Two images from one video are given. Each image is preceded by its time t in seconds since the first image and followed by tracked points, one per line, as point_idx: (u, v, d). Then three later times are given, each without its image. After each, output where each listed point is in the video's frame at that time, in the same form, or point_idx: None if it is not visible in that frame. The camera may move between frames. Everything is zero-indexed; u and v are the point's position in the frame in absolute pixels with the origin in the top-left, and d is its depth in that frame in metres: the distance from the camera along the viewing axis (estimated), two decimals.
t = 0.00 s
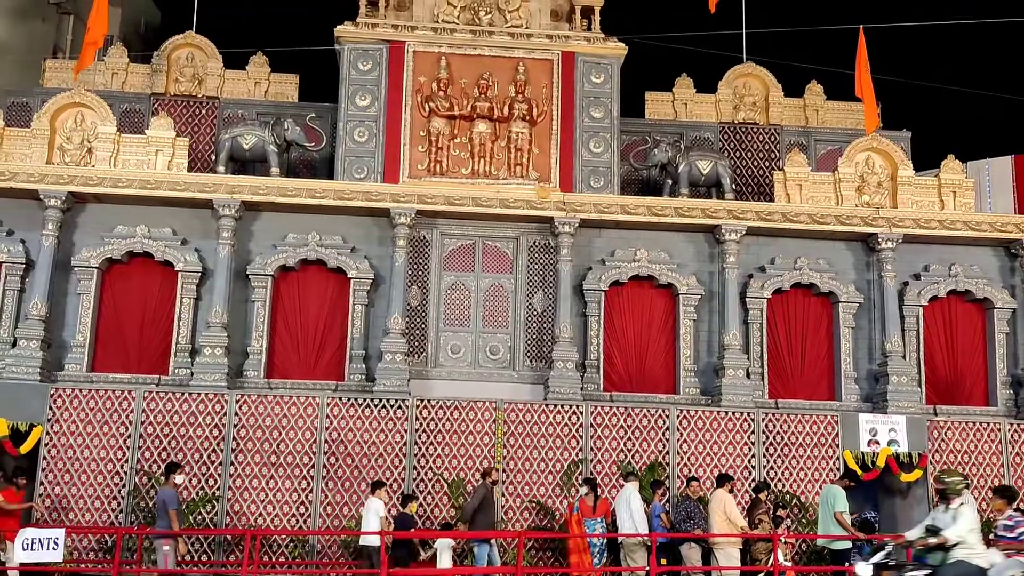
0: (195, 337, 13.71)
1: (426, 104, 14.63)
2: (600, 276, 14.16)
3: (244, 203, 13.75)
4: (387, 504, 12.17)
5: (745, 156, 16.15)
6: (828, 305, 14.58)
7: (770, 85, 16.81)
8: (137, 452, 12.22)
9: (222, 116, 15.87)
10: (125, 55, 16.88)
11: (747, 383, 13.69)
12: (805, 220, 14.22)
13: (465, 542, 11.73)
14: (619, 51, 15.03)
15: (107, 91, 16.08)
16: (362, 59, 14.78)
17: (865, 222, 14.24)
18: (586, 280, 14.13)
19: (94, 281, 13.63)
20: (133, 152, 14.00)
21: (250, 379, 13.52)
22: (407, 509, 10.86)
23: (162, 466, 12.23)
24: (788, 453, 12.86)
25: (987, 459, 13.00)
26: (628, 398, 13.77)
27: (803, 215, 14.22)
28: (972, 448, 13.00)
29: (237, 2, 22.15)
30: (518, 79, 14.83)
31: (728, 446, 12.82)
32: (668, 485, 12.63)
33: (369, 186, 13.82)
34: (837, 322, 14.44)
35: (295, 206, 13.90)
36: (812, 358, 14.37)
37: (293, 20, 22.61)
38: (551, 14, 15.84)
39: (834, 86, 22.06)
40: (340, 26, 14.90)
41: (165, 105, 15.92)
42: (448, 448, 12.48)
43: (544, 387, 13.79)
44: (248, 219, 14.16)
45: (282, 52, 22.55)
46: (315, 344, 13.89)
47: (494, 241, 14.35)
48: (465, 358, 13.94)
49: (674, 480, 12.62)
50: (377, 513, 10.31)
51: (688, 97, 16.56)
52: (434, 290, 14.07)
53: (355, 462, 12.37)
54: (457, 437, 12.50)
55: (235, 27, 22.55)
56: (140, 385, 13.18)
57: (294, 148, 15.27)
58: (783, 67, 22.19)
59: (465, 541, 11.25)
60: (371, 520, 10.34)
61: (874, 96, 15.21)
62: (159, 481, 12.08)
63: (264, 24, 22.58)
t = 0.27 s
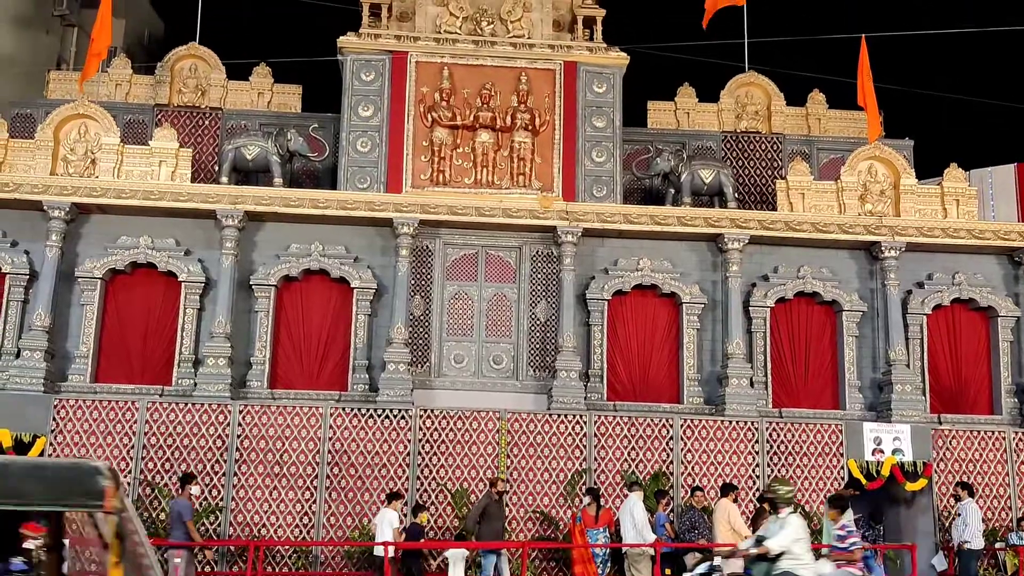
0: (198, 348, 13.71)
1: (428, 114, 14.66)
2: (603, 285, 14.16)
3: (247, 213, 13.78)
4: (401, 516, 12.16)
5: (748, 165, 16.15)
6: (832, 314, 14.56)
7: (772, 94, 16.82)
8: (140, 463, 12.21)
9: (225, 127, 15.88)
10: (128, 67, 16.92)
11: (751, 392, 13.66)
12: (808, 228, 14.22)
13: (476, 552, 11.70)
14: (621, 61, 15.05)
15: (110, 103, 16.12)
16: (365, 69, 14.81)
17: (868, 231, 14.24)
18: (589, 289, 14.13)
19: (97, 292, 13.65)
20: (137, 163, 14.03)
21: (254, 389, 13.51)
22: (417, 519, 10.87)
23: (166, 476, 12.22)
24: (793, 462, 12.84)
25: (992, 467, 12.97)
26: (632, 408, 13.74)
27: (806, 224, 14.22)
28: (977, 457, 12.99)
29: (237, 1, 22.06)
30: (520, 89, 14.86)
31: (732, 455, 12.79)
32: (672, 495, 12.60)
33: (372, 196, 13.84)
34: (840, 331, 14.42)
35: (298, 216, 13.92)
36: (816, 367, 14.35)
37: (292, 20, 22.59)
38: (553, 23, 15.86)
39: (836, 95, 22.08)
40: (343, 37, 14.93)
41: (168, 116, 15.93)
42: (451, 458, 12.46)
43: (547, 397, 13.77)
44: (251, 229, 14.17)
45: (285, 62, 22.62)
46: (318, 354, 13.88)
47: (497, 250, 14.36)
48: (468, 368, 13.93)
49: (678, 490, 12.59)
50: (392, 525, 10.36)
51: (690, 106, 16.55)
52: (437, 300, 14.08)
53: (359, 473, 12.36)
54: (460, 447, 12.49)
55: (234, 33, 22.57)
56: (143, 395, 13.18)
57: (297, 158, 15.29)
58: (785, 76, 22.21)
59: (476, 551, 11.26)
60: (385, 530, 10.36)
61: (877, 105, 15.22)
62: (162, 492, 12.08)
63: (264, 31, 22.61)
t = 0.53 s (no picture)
0: (201, 358, 13.71)
1: (431, 124, 14.68)
2: (605, 294, 14.15)
3: (250, 224, 13.79)
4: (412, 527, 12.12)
5: (750, 175, 16.17)
6: (835, 323, 14.55)
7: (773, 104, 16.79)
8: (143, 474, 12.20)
9: (228, 137, 15.98)
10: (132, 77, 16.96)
11: (754, 401, 13.64)
12: (810, 237, 14.23)
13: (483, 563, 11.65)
14: (623, 71, 15.08)
15: (113, 113, 16.16)
16: (367, 80, 14.85)
17: (870, 240, 14.24)
18: (592, 298, 14.12)
19: (100, 302, 13.66)
20: (140, 174, 14.06)
21: (256, 400, 13.49)
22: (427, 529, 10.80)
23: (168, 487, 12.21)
24: (796, 471, 12.81)
25: (996, 476, 12.94)
26: (635, 417, 13.72)
27: (808, 233, 14.22)
28: (981, 466, 12.96)
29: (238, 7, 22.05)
30: (522, 99, 14.88)
31: (736, 464, 12.76)
32: (675, 505, 12.57)
33: (374, 206, 13.85)
34: (843, 340, 14.41)
35: (300, 226, 13.93)
36: (819, 377, 14.32)
37: (293, 26, 22.63)
38: (555, 33, 15.90)
39: (838, 104, 22.12)
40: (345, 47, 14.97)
41: (171, 127, 15.98)
42: (454, 468, 12.44)
43: (550, 406, 13.76)
44: (254, 239, 14.19)
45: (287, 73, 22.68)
46: (320, 365, 13.88)
47: (499, 260, 14.37)
48: (471, 378, 13.91)
49: (681, 500, 12.56)
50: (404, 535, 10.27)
51: (691, 115, 16.55)
52: (439, 310, 14.08)
53: (361, 483, 12.34)
54: (463, 457, 12.47)
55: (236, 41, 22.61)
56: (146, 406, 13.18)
57: (299, 168, 15.31)
58: (787, 85, 22.25)
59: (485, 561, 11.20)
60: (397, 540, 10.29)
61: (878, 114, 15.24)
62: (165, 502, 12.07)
63: (265, 38, 22.66)
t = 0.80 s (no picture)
0: (202, 369, 13.70)
1: (432, 135, 14.70)
2: (607, 303, 14.14)
3: (252, 234, 13.81)
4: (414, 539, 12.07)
5: (752, 184, 16.18)
6: (837, 332, 14.54)
7: (774, 114, 16.89)
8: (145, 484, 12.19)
9: (230, 148, 15.97)
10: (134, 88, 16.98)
11: (756, 411, 13.62)
12: (812, 246, 14.23)
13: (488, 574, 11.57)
14: (624, 81, 15.12)
15: (115, 124, 16.19)
16: (370, 90, 14.89)
17: (872, 249, 14.24)
18: (594, 308, 14.11)
19: (103, 313, 13.67)
20: (142, 185, 14.08)
21: (258, 410, 13.47)
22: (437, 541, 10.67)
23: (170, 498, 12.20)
24: (799, 481, 12.78)
25: (1000, 486, 12.91)
26: (637, 427, 13.69)
27: (810, 242, 14.22)
28: (984, 475, 12.94)
29: (241, 18, 22.16)
30: (524, 108, 14.91)
31: (738, 474, 12.74)
32: (678, 515, 12.54)
33: (377, 216, 13.86)
34: (846, 349, 14.39)
35: (302, 236, 13.95)
36: (823, 386, 14.30)
37: (295, 38, 22.73)
38: (556, 44, 15.95)
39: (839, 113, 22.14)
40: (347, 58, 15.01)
41: (172, 137, 16.02)
42: (456, 478, 12.42)
43: (552, 416, 13.73)
44: (256, 249, 14.20)
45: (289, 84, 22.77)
46: (322, 375, 13.87)
47: (501, 270, 14.38)
48: (473, 388, 13.90)
49: (684, 510, 12.53)
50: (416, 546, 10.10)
51: (693, 125, 16.58)
52: (441, 320, 14.08)
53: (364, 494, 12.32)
54: (465, 468, 12.44)
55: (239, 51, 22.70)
56: (148, 417, 13.17)
57: (301, 179, 15.33)
58: (788, 95, 22.28)
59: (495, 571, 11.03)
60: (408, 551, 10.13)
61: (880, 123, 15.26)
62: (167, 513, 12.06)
63: (267, 48, 22.73)
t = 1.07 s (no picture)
0: (204, 380, 13.70)
1: (434, 145, 14.72)
2: (609, 314, 14.13)
3: (254, 245, 13.82)
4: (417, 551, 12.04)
5: (753, 194, 16.20)
6: (839, 342, 14.53)
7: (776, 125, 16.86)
8: (147, 495, 12.17)
9: (233, 159, 16.09)
10: (137, 100, 17.01)
11: (758, 422, 13.59)
12: (814, 256, 14.22)
13: None
14: (625, 91, 15.15)
15: (117, 136, 16.22)
16: (371, 102, 14.93)
17: (874, 259, 14.23)
18: (596, 318, 14.11)
19: (105, 324, 13.68)
20: (144, 197, 14.10)
21: (260, 422, 13.46)
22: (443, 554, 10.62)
23: (172, 509, 12.18)
24: (802, 491, 12.75)
25: (1003, 496, 12.88)
26: (640, 438, 13.67)
27: (812, 252, 14.21)
28: (988, 485, 12.91)
29: (245, 31, 22.30)
30: (525, 119, 14.93)
31: (741, 485, 12.71)
32: (681, 526, 12.50)
33: (378, 227, 13.88)
34: (848, 359, 14.37)
35: (304, 247, 13.96)
36: (826, 396, 14.28)
37: (297, 49, 22.84)
38: (557, 55, 15.99)
39: (840, 123, 22.18)
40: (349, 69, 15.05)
41: (175, 149, 16.11)
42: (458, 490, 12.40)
43: (555, 427, 13.72)
44: (258, 260, 14.22)
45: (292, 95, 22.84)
46: (324, 386, 13.86)
47: (502, 280, 14.38)
48: (475, 399, 13.88)
49: (687, 521, 12.49)
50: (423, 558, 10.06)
51: (694, 135, 16.60)
52: (443, 330, 14.07)
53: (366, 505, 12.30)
54: (467, 479, 12.42)
55: (240, 62, 22.76)
56: (150, 428, 13.16)
57: (304, 190, 15.35)
58: (789, 105, 22.32)
59: None
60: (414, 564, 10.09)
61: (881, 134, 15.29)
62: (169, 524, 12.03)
63: (268, 59, 22.77)
